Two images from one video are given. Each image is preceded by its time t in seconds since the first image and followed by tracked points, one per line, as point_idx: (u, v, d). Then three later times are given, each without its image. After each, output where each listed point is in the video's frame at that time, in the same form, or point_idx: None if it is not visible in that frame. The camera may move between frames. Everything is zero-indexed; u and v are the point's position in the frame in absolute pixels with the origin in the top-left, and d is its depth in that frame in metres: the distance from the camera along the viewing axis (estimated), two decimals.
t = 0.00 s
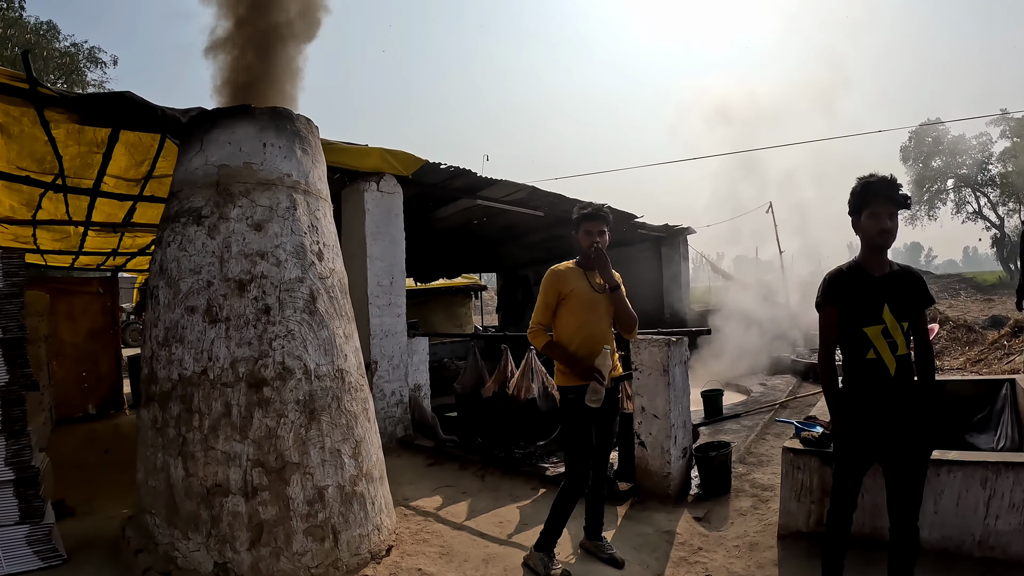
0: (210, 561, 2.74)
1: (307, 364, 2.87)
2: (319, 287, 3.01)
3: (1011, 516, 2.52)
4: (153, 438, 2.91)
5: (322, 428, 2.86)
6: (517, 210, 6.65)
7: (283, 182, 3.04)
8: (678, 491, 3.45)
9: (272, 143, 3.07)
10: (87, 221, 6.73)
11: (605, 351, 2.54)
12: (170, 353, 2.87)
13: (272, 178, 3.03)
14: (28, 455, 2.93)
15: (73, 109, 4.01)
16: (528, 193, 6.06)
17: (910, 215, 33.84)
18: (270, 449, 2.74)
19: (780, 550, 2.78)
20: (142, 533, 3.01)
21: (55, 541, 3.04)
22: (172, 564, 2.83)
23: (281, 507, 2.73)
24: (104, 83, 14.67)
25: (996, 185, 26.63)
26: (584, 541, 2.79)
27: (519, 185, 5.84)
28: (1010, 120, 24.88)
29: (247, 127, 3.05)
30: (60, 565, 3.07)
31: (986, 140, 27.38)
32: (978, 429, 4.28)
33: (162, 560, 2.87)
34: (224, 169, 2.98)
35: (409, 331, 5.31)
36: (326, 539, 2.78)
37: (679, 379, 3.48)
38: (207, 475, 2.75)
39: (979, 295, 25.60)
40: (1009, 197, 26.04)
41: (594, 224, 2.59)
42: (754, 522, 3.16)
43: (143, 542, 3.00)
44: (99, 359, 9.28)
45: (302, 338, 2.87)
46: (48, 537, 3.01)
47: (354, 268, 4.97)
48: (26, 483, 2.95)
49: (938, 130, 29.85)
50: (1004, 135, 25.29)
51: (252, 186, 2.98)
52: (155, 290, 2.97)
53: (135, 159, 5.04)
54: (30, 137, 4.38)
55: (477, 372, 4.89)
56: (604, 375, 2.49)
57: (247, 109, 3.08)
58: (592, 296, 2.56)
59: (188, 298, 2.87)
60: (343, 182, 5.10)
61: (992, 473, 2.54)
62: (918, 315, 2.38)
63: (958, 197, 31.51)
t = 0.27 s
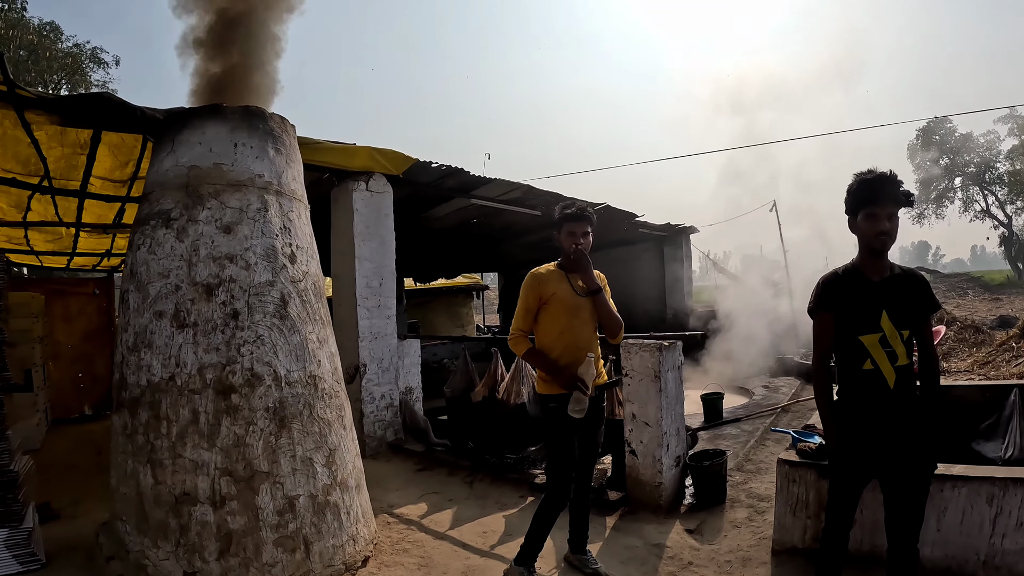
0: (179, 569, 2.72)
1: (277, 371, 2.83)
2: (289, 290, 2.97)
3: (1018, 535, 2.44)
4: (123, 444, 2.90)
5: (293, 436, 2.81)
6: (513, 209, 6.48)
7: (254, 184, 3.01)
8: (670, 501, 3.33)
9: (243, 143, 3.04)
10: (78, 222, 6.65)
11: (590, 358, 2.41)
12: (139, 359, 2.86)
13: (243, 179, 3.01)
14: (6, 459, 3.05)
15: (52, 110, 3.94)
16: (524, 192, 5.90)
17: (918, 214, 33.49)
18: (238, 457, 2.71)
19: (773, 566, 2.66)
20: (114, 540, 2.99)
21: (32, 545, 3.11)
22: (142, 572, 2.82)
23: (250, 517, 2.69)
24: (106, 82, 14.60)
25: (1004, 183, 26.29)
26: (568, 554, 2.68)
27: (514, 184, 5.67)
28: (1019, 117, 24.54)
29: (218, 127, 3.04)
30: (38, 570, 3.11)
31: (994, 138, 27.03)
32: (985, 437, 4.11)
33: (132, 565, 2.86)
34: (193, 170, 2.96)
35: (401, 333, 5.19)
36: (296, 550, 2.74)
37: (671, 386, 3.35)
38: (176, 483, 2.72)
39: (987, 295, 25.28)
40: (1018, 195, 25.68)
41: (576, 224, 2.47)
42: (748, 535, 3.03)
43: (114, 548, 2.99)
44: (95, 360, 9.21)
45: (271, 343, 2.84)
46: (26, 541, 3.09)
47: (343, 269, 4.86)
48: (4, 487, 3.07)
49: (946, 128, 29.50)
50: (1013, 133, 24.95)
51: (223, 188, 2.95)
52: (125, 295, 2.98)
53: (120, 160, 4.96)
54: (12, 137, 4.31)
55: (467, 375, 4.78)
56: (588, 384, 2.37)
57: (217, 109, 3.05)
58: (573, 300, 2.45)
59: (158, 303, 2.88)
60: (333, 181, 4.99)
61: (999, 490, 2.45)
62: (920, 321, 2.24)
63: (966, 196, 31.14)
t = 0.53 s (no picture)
0: (151, 571, 2.67)
1: (247, 371, 2.78)
2: (261, 290, 2.91)
3: (1023, 545, 2.32)
4: (96, 444, 2.86)
5: (264, 438, 2.75)
6: (509, 207, 6.34)
7: (226, 182, 2.95)
8: (659, 506, 3.22)
9: (216, 141, 2.98)
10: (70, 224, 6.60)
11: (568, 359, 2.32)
12: (112, 359, 2.83)
13: (214, 177, 2.95)
14: None
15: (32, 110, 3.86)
16: (518, 189, 5.78)
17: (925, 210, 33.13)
18: (207, 458, 2.65)
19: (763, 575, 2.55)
20: (89, 541, 2.95)
21: (14, 544, 3.22)
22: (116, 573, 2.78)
23: (220, 519, 2.63)
24: (108, 82, 14.54)
25: (1012, 179, 25.99)
26: (551, 561, 2.58)
27: (508, 181, 5.52)
28: None
29: (191, 125, 2.99)
30: (20, 568, 3.20)
31: (1002, 133, 26.71)
32: (989, 437, 4.00)
33: (106, 565, 2.82)
34: (165, 169, 2.91)
35: (391, 332, 5.09)
36: (268, 553, 2.67)
37: (661, 386, 3.24)
38: (146, 484, 2.68)
39: (995, 292, 24.97)
40: None
41: (552, 219, 2.40)
42: (739, 541, 2.93)
43: (88, 549, 2.96)
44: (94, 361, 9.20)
45: (240, 344, 2.78)
46: (8, 540, 3.20)
47: (330, 267, 4.76)
48: None
49: (953, 124, 29.17)
50: (1020, 128, 24.65)
51: (193, 186, 2.90)
52: (99, 294, 2.95)
53: (107, 161, 4.88)
54: None
55: (457, 376, 4.67)
56: (564, 384, 2.28)
57: (189, 106, 3.00)
58: (550, 297, 2.37)
59: (128, 303, 2.84)
60: (320, 179, 4.90)
61: (1002, 498, 2.35)
62: (918, 319, 2.11)
63: (974, 192, 30.78)
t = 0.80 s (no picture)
0: None
1: (215, 379, 2.76)
2: (230, 298, 2.90)
3: (1012, 564, 2.27)
4: (70, 451, 2.85)
5: (233, 445, 2.73)
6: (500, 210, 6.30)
7: (195, 191, 2.94)
8: (641, 515, 3.18)
9: (185, 149, 2.98)
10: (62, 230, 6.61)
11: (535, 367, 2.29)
12: (84, 367, 2.81)
13: (184, 185, 2.94)
14: None
15: (14, 119, 3.84)
16: (508, 191, 5.74)
17: (930, 208, 32.87)
18: (176, 465, 2.63)
19: None
20: (66, 546, 2.92)
21: None
22: None
23: (189, 526, 2.61)
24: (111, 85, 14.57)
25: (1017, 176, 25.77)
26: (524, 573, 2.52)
27: (497, 184, 5.47)
28: None
29: (161, 135, 3.00)
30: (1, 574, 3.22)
31: (1006, 131, 26.51)
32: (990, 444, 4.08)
33: (80, 570, 2.80)
34: (136, 178, 2.91)
35: (379, 337, 5.04)
36: (237, 561, 2.65)
37: (643, 393, 3.21)
38: (118, 490, 2.66)
39: (1002, 290, 24.72)
40: None
41: (520, 225, 2.39)
42: (719, 552, 2.88)
43: (64, 554, 2.93)
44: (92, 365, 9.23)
45: (209, 352, 2.76)
46: None
47: (316, 272, 4.72)
48: None
49: (957, 121, 28.96)
50: None
51: (163, 195, 2.89)
52: (72, 302, 2.94)
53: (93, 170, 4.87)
54: None
55: (443, 382, 4.62)
56: (531, 394, 2.25)
57: (159, 116, 3.01)
58: (518, 304, 2.34)
59: (99, 311, 2.82)
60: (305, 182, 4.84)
61: (992, 514, 2.30)
62: (896, 327, 2.05)
63: (980, 189, 30.50)
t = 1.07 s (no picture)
0: None
1: (166, 385, 2.70)
2: (184, 304, 2.85)
3: None
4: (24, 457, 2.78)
5: (185, 451, 2.68)
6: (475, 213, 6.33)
7: (149, 197, 2.89)
8: (604, 525, 3.16)
9: (139, 155, 2.93)
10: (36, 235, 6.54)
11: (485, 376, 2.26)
12: (39, 372, 2.75)
13: (138, 192, 2.89)
14: None
15: None
16: (482, 195, 5.78)
17: (917, 212, 33.17)
18: (128, 471, 2.58)
19: None
20: (25, 550, 2.83)
21: None
22: None
23: (140, 532, 2.56)
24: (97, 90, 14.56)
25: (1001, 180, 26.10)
26: None
27: (470, 187, 5.51)
28: (1016, 115, 24.38)
29: (117, 141, 2.95)
30: None
31: (991, 134, 26.83)
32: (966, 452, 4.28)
33: None
34: (90, 185, 2.85)
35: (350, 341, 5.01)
36: (188, 568, 2.59)
37: (605, 402, 3.18)
38: (71, 495, 2.61)
39: (987, 293, 24.93)
40: (1016, 192, 25.39)
41: (471, 230, 2.33)
42: (680, 563, 2.86)
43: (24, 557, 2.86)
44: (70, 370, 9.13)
45: (162, 358, 2.71)
46: None
47: (284, 276, 4.69)
48: None
49: (943, 125, 29.26)
50: (1008, 130, 24.81)
51: (115, 201, 2.84)
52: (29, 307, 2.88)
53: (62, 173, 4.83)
54: None
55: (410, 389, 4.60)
56: (480, 404, 2.22)
57: (114, 121, 2.97)
58: (468, 312, 2.31)
59: (53, 317, 2.76)
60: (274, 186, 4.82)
61: (958, 531, 2.26)
62: (849, 339, 1.99)
63: (966, 193, 30.81)
